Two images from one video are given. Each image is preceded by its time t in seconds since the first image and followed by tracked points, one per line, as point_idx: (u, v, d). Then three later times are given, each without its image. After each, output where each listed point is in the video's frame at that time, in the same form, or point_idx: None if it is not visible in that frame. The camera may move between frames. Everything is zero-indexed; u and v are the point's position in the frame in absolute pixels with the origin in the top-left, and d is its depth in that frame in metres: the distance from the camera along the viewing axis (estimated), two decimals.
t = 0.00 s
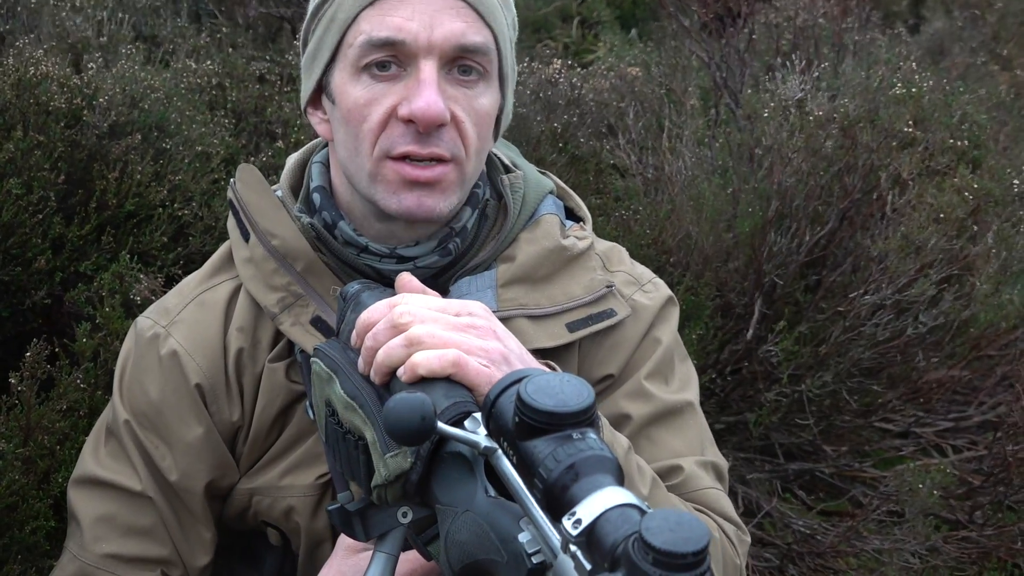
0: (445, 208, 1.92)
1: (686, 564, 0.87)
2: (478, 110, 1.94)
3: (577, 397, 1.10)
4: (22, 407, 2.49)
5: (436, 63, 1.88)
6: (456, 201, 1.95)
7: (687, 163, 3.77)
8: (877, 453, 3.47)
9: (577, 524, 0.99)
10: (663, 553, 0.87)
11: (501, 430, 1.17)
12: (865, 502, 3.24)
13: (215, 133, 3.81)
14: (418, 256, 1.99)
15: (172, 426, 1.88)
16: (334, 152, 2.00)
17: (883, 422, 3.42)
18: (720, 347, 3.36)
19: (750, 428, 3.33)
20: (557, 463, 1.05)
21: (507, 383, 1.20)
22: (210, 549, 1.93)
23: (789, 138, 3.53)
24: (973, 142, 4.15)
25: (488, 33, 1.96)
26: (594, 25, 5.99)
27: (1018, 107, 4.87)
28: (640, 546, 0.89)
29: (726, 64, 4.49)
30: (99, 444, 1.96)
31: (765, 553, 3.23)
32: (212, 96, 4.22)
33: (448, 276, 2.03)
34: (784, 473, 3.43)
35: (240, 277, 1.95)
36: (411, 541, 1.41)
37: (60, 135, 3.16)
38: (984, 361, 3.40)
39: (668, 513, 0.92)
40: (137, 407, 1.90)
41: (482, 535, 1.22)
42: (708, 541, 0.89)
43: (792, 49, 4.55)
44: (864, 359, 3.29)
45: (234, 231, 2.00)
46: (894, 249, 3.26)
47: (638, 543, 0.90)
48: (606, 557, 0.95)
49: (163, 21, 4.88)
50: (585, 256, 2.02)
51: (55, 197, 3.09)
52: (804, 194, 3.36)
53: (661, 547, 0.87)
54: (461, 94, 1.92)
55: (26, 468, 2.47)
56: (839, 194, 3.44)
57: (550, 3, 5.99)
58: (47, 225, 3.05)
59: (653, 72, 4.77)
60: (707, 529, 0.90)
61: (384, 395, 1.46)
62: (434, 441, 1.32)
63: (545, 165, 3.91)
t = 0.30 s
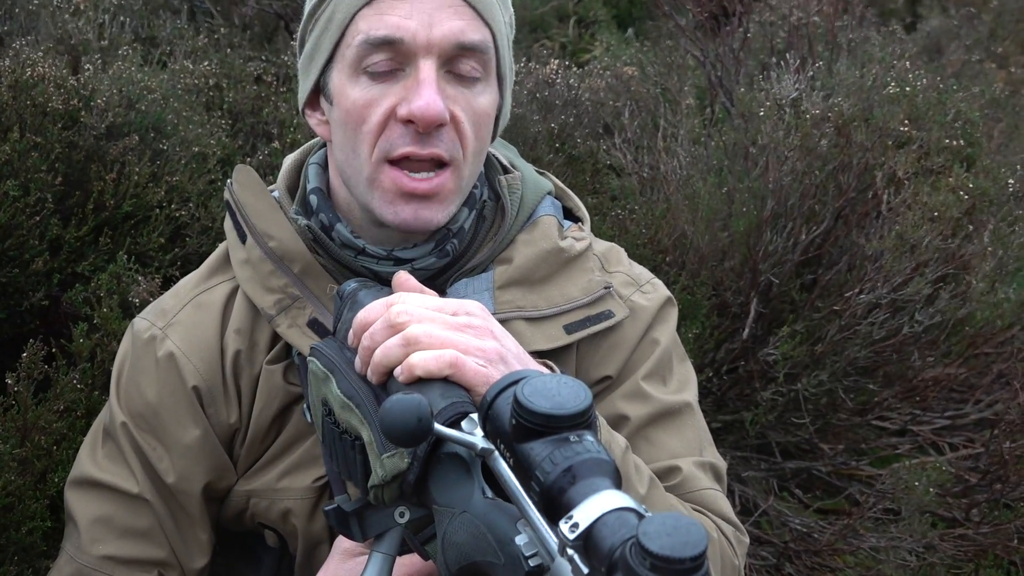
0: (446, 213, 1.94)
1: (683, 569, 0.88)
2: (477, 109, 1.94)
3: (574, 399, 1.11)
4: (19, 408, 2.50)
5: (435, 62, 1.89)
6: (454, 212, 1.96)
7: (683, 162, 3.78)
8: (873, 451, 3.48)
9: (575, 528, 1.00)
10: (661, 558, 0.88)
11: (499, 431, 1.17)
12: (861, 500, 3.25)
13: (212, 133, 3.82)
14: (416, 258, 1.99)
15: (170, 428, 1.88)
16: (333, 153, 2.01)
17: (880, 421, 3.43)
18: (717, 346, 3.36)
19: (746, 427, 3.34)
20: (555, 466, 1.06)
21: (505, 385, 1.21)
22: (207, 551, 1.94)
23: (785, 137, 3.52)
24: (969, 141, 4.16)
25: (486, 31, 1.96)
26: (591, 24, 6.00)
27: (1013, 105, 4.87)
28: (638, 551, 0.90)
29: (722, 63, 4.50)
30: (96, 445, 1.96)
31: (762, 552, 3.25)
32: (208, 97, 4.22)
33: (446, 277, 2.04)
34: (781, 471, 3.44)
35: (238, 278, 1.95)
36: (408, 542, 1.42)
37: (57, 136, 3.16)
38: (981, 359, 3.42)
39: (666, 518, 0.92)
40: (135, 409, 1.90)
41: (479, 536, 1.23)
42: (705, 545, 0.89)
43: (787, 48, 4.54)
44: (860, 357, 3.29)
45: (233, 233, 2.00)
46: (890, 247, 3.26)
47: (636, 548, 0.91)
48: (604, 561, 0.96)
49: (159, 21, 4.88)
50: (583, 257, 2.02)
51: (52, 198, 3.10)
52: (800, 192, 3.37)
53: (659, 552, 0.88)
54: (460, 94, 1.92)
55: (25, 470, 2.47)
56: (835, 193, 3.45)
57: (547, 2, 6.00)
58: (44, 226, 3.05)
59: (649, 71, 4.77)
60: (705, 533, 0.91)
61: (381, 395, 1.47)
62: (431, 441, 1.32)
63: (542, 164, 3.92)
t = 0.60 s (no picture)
0: (434, 225, 1.96)
1: (674, 568, 0.88)
2: (463, 127, 1.95)
3: (565, 400, 1.11)
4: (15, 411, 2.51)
5: (421, 83, 1.89)
6: (444, 219, 1.98)
7: (678, 161, 3.78)
8: (869, 450, 3.49)
9: (566, 527, 1.00)
10: (652, 557, 0.88)
11: (490, 432, 1.18)
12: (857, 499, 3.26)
13: (207, 136, 3.82)
14: (409, 262, 2.00)
15: (164, 431, 1.89)
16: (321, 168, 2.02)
17: (875, 419, 3.43)
18: (712, 345, 3.37)
19: (742, 426, 3.35)
20: (546, 466, 1.06)
21: (496, 385, 1.21)
22: (203, 553, 1.94)
23: (779, 136, 3.52)
24: (964, 139, 4.16)
25: (473, 47, 1.96)
26: (586, 25, 6.00)
27: (1008, 104, 4.88)
28: (628, 551, 0.90)
29: (716, 63, 4.50)
30: (91, 448, 1.96)
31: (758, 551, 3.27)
32: (204, 100, 4.23)
33: (439, 279, 2.05)
34: (777, 470, 3.45)
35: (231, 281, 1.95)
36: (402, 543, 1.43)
37: (52, 140, 3.16)
38: (977, 357, 3.43)
39: (657, 517, 0.92)
40: (130, 413, 1.90)
41: (472, 536, 1.23)
42: (695, 544, 0.90)
43: (781, 48, 4.54)
44: (855, 355, 3.30)
45: (225, 237, 2.01)
46: (884, 246, 3.28)
47: (627, 546, 0.91)
48: (594, 561, 0.96)
49: (155, 24, 4.88)
50: (575, 257, 2.03)
51: (47, 202, 3.10)
52: (794, 191, 3.37)
53: (648, 551, 0.88)
54: (447, 113, 1.92)
55: (22, 473, 2.48)
56: (829, 192, 3.45)
57: (542, 3, 6.00)
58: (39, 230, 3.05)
59: (644, 72, 4.77)
60: (695, 532, 0.91)
61: (374, 395, 1.47)
62: (423, 441, 1.32)
63: (537, 165, 3.92)
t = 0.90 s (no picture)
0: (429, 219, 1.94)
1: (667, 565, 0.89)
2: (460, 123, 1.95)
3: (559, 399, 1.11)
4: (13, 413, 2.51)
5: (417, 78, 1.90)
6: (438, 214, 1.96)
7: (674, 161, 3.78)
8: (866, 449, 3.49)
9: (560, 526, 1.00)
10: (644, 554, 0.88)
11: (484, 431, 1.18)
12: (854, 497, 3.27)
13: (203, 137, 3.82)
14: (404, 262, 2.00)
15: (162, 433, 1.88)
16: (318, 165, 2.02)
17: (872, 418, 3.44)
18: (709, 345, 3.37)
19: (739, 425, 3.35)
20: (541, 464, 1.06)
21: (491, 384, 1.21)
22: (202, 554, 1.94)
23: (775, 135, 3.52)
24: (960, 138, 4.17)
25: (469, 44, 1.97)
26: (582, 25, 6.00)
27: (1004, 103, 4.89)
28: (622, 548, 0.90)
29: (712, 62, 4.50)
30: (88, 450, 1.96)
31: (755, 549, 3.27)
32: (200, 101, 4.24)
33: (434, 278, 2.05)
34: (775, 469, 3.45)
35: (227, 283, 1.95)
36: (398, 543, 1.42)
37: (48, 141, 3.16)
38: (973, 356, 3.43)
39: (649, 515, 0.93)
40: (126, 414, 1.90)
41: (467, 536, 1.23)
42: (688, 542, 0.90)
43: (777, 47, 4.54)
44: (851, 354, 3.30)
45: (220, 238, 2.01)
46: (879, 244, 3.28)
47: (620, 544, 0.91)
48: (588, 558, 0.96)
49: (151, 25, 4.88)
50: (570, 256, 2.03)
51: (43, 204, 3.10)
52: (790, 190, 3.36)
53: (642, 549, 0.88)
54: (443, 108, 1.93)
55: (19, 475, 2.48)
56: (825, 191, 3.46)
57: (539, 3, 6.00)
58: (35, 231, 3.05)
59: (641, 71, 4.78)
60: (688, 529, 0.91)
61: (370, 395, 1.47)
62: (419, 441, 1.33)
63: (533, 165, 3.92)
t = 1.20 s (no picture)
0: (429, 220, 1.94)
1: (663, 563, 0.89)
2: (460, 123, 1.95)
3: (556, 398, 1.12)
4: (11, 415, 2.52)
5: (418, 78, 1.90)
6: (439, 215, 1.97)
7: (673, 161, 3.79)
8: (864, 448, 3.50)
9: (556, 524, 1.00)
10: (640, 551, 0.88)
11: (481, 430, 1.18)
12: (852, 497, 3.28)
13: (202, 138, 3.82)
14: (403, 263, 2.00)
15: (163, 435, 1.89)
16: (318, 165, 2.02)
17: (870, 417, 3.44)
18: (707, 345, 3.38)
19: (737, 425, 3.35)
20: (537, 463, 1.07)
21: (488, 384, 1.22)
22: (202, 555, 1.95)
23: (772, 136, 3.53)
24: (958, 138, 4.17)
25: (470, 44, 1.97)
26: (581, 25, 6.01)
27: (1002, 103, 4.90)
28: (617, 546, 0.91)
29: (710, 62, 4.50)
30: (90, 452, 1.97)
31: (754, 549, 3.28)
32: (198, 102, 4.24)
33: (433, 280, 2.05)
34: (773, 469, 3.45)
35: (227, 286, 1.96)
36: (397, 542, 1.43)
37: (46, 143, 3.16)
38: (971, 355, 3.44)
39: (645, 512, 0.93)
40: (127, 416, 1.91)
41: (464, 535, 1.23)
42: (684, 539, 0.90)
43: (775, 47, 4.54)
44: (850, 353, 3.31)
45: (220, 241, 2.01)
46: (878, 244, 3.28)
47: (615, 542, 0.92)
48: (584, 556, 0.96)
49: (150, 27, 4.89)
50: (570, 257, 2.03)
51: (41, 205, 3.10)
52: (789, 190, 3.36)
53: (637, 546, 0.88)
54: (444, 108, 1.93)
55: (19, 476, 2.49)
56: (823, 191, 3.46)
57: (537, 4, 6.00)
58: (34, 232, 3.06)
59: (639, 72, 4.78)
60: (684, 527, 0.92)
61: (368, 395, 1.48)
62: (416, 440, 1.33)
63: (531, 165, 3.92)
